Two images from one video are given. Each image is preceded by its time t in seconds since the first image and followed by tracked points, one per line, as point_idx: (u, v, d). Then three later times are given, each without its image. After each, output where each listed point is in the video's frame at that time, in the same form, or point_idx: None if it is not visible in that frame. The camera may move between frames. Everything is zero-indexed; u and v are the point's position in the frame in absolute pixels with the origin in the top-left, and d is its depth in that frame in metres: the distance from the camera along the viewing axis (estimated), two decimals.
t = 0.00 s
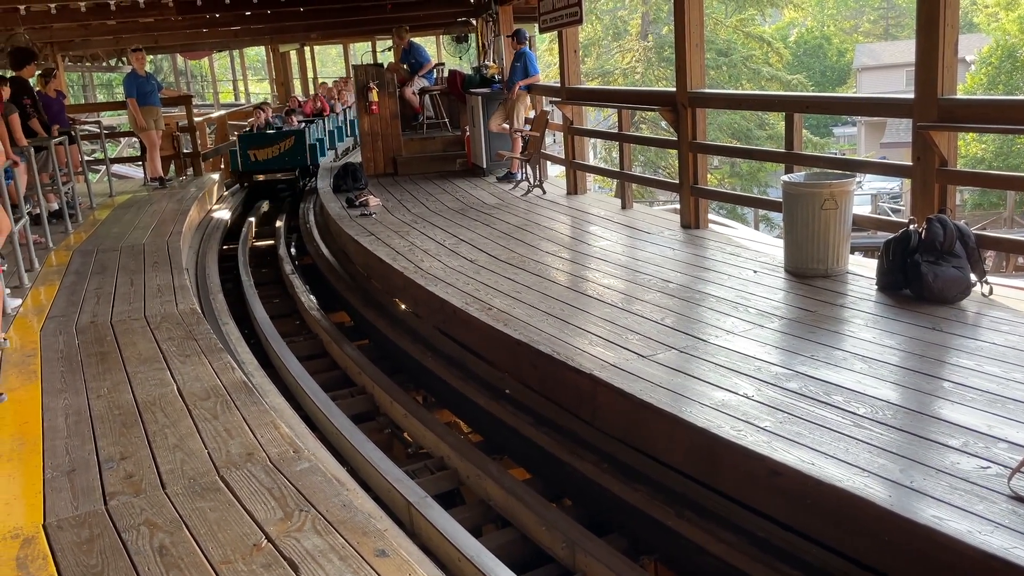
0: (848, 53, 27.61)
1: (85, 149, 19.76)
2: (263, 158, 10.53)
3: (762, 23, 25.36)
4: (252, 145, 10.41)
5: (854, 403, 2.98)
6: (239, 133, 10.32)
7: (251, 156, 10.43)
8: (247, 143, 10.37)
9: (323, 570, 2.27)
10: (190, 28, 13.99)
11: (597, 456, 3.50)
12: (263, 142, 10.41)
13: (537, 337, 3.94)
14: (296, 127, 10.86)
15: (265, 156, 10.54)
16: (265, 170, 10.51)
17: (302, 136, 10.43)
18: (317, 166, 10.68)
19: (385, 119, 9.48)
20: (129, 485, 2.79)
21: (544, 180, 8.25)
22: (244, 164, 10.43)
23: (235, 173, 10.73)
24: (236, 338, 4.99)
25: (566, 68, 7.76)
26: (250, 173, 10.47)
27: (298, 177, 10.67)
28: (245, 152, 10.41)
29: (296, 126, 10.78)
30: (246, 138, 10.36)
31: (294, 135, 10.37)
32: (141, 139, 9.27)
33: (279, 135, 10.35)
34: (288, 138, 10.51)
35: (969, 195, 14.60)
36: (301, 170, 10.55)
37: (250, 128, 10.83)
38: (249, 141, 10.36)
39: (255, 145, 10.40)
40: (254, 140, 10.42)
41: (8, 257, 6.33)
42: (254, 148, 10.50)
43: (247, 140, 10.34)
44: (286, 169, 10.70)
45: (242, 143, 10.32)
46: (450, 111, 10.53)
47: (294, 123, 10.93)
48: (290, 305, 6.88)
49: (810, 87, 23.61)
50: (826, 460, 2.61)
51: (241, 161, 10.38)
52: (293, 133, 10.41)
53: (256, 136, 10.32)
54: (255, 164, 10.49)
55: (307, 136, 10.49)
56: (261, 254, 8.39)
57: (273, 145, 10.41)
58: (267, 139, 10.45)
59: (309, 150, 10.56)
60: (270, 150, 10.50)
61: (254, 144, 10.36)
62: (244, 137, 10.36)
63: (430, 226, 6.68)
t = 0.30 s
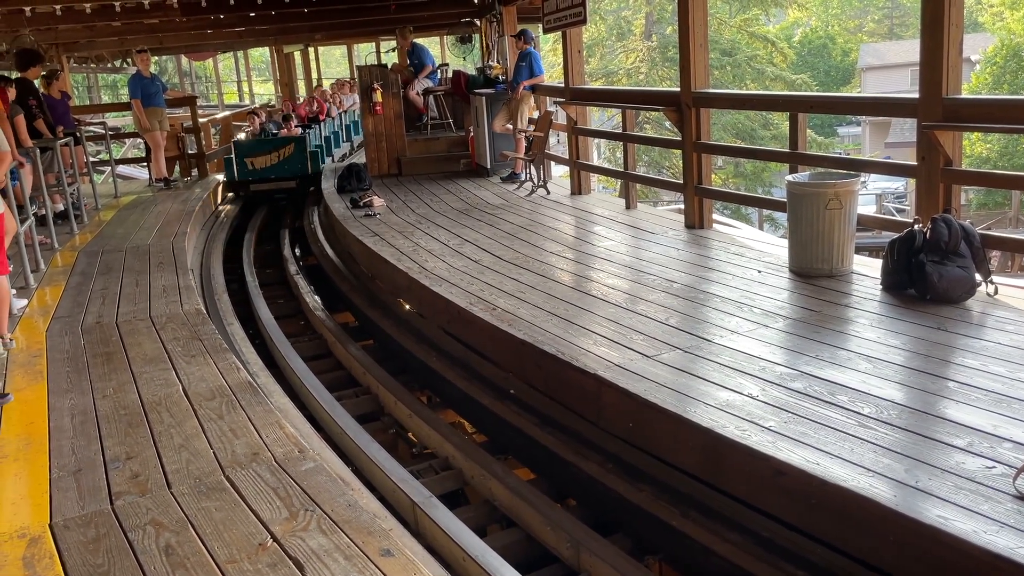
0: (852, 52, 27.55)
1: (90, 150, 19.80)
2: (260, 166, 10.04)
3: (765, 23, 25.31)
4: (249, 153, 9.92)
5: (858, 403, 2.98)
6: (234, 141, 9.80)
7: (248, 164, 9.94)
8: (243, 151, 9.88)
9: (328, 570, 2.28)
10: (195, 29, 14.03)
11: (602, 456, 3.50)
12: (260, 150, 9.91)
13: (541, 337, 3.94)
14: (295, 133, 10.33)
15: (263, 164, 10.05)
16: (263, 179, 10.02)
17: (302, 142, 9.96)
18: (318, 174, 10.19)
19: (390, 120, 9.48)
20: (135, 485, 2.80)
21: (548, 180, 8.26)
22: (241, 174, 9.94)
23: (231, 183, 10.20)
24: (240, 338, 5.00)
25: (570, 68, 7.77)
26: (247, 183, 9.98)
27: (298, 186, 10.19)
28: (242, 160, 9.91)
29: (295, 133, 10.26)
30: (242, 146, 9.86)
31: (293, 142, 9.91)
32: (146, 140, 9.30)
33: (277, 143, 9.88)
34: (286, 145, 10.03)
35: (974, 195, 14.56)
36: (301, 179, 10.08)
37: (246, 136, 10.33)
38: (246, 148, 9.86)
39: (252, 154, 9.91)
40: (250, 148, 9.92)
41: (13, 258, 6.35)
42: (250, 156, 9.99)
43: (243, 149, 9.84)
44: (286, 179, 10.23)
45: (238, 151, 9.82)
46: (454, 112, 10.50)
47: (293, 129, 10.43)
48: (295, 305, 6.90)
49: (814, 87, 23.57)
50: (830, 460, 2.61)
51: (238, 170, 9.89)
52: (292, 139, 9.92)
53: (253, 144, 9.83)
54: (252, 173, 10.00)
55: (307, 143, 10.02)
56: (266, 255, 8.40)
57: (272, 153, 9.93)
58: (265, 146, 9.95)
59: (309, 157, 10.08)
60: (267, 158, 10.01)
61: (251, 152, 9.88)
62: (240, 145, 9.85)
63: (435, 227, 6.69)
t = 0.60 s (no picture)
0: (856, 52, 27.48)
1: (94, 150, 19.84)
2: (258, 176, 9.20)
3: (769, 22, 25.27)
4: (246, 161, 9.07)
5: (862, 403, 2.98)
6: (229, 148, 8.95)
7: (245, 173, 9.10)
8: (240, 159, 9.03)
9: (332, 570, 2.28)
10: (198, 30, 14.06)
11: (605, 456, 3.51)
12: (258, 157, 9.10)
13: (545, 337, 3.95)
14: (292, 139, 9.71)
15: (260, 173, 9.22)
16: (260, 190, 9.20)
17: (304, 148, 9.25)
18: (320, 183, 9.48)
19: (393, 120, 9.49)
20: (140, 484, 2.80)
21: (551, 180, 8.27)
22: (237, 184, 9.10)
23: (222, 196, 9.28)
24: (245, 338, 5.01)
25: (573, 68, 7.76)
26: (244, 193, 9.13)
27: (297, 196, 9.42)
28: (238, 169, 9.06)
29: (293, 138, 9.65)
30: (238, 153, 9.01)
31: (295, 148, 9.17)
32: (150, 140, 9.30)
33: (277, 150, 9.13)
34: (285, 151, 9.26)
35: (979, 194, 14.51)
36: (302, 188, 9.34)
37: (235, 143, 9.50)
38: (243, 156, 9.01)
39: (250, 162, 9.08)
40: (247, 155, 9.08)
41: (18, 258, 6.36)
42: (245, 164, 9.14)
43: (240, 156, 9.00)
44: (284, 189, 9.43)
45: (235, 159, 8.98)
46: (457, 112, 10.54)
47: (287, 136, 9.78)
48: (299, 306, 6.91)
49: (818, 87, 23.54)
50: (833, 459, 2.61)
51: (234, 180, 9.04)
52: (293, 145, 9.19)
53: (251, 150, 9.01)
54: (250, 183, 9.15)
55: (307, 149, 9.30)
56: (270, 255, 8.42)
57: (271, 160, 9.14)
58: (262, 154, 9.13)
59: (309, 164, 9.36)
60: (265, 166, 9.21)
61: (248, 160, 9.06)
62: (236, 153, 8.99)
63: (438, 227, 6.70)
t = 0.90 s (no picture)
0: (858, 52, 27.43)
1: (97, 151, 19.87)
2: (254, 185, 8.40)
3: (771, 23, 25.27)
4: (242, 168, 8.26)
5: (864, 403, 2.98)
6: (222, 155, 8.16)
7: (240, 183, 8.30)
8: (236, 167, 8.23)
9: (335, 570, 2.28)
10: (201, 31, 14.07)
11: (607, 456, 3.51)
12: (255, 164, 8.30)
13: (546, 337, 3.96)
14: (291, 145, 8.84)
15: (256, 182, 8.42)
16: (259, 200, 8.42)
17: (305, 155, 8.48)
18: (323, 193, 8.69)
19: (395, 121, 9.51)
20: (143, 484, 2.81)
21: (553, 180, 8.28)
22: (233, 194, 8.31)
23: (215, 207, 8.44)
24: (248, 338, 5.02)
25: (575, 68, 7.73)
26: (241, 204, 8.37)
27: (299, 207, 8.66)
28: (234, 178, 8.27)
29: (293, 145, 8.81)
30: (233, 160, 8.21)
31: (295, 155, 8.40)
32: (153, 140, 9.29)
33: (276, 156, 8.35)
34: (285, 157, 8.47)
35: (981, 195, 14.50)
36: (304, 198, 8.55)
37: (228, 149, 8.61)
38: (239, 163, 8.21)
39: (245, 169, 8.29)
40: (242, 162, 8.27)
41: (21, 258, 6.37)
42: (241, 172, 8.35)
43: (236, 163, 8.22)
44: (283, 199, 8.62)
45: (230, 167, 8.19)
46: (459, 113, 10.64)
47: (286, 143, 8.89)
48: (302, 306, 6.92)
49: (820, 87, 23.53)
50: (836, 459, 2.61)
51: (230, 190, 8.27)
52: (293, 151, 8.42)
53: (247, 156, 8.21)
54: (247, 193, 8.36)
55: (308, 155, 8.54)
56: (273, 255, 8.43)
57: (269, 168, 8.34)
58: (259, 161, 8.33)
59: (311, 172, 8.60)
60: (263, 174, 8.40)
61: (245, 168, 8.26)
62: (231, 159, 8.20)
63: (440, 227, 6.71)
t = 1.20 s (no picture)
0: (860, 51, 27.40)
1: (98, 152, 19.92)
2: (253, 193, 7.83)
3: (772, 23, 25.27)
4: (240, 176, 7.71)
5: (866, 402, 2.98)
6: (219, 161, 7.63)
7: (238, 191, 7.75)
8: (234, 174, 7.69)
9: (337, 569, 2.29)
10: (203, 31, 14.07)
11: (609, 456, 3.52)
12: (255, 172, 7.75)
13: (548, 337, 3.96)
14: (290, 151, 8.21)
15: (255, 190, 7.87)
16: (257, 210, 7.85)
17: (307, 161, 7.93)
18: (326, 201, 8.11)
19: (397, 121, 9.52)
20: (145, 483, 2.82)
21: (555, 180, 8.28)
22: (229, 203, 7.75)
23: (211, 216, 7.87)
24: (250, 338, 5.01)
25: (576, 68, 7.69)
26: (239, 215, 7.82)
27: (301, 217, 8.08)
28: (230, 186, 7.73)
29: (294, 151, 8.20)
30: (230, 167, 7.69)
31: (296, 161, 7.85)
32: (155, 141, 9.31)
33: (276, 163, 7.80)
34: (286, 163, 7.92)
35: (982, 195, 14.51)
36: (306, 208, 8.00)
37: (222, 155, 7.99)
38: (236, 170, 7.68)
39: (244, 177, 7.74)
40: (240, 169, 7.74)
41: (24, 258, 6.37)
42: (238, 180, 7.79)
43: (234, 171, 7.68)
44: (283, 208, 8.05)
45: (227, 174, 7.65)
46: (460, 114, 10.83)
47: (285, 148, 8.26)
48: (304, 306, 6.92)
49: (822, 87, 23.55)
50: (838, 460, 2.61)
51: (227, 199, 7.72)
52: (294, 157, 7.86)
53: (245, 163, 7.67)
54: (245, 202, 7.81)
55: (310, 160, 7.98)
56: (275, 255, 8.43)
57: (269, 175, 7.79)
58: (258, 167, 7.78)
59: (314, 178, 8.05)
60: (262, 181, 7.85)
61: (243, 175, 7.72)
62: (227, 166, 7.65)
63: (442, 227, 6.71)
